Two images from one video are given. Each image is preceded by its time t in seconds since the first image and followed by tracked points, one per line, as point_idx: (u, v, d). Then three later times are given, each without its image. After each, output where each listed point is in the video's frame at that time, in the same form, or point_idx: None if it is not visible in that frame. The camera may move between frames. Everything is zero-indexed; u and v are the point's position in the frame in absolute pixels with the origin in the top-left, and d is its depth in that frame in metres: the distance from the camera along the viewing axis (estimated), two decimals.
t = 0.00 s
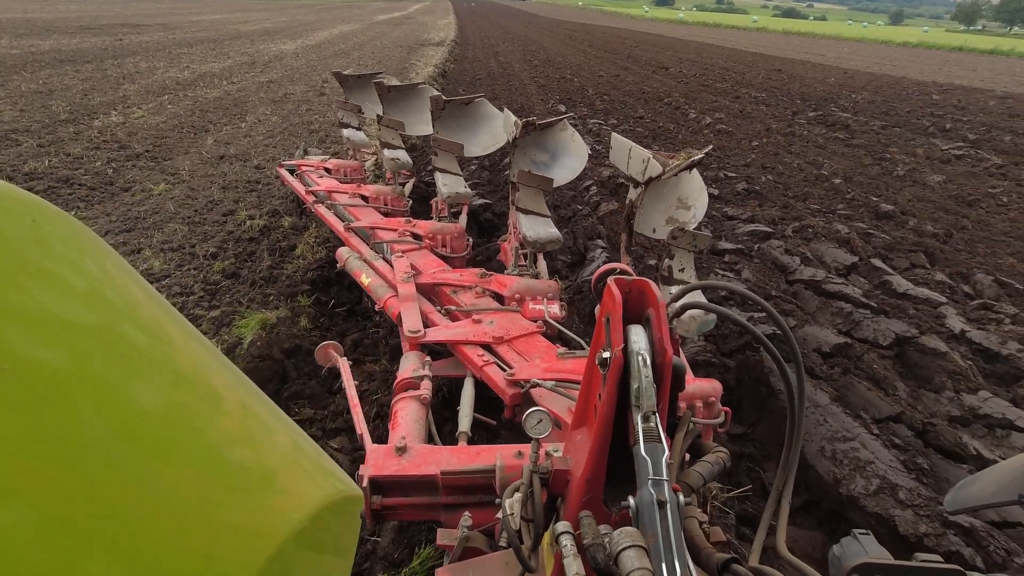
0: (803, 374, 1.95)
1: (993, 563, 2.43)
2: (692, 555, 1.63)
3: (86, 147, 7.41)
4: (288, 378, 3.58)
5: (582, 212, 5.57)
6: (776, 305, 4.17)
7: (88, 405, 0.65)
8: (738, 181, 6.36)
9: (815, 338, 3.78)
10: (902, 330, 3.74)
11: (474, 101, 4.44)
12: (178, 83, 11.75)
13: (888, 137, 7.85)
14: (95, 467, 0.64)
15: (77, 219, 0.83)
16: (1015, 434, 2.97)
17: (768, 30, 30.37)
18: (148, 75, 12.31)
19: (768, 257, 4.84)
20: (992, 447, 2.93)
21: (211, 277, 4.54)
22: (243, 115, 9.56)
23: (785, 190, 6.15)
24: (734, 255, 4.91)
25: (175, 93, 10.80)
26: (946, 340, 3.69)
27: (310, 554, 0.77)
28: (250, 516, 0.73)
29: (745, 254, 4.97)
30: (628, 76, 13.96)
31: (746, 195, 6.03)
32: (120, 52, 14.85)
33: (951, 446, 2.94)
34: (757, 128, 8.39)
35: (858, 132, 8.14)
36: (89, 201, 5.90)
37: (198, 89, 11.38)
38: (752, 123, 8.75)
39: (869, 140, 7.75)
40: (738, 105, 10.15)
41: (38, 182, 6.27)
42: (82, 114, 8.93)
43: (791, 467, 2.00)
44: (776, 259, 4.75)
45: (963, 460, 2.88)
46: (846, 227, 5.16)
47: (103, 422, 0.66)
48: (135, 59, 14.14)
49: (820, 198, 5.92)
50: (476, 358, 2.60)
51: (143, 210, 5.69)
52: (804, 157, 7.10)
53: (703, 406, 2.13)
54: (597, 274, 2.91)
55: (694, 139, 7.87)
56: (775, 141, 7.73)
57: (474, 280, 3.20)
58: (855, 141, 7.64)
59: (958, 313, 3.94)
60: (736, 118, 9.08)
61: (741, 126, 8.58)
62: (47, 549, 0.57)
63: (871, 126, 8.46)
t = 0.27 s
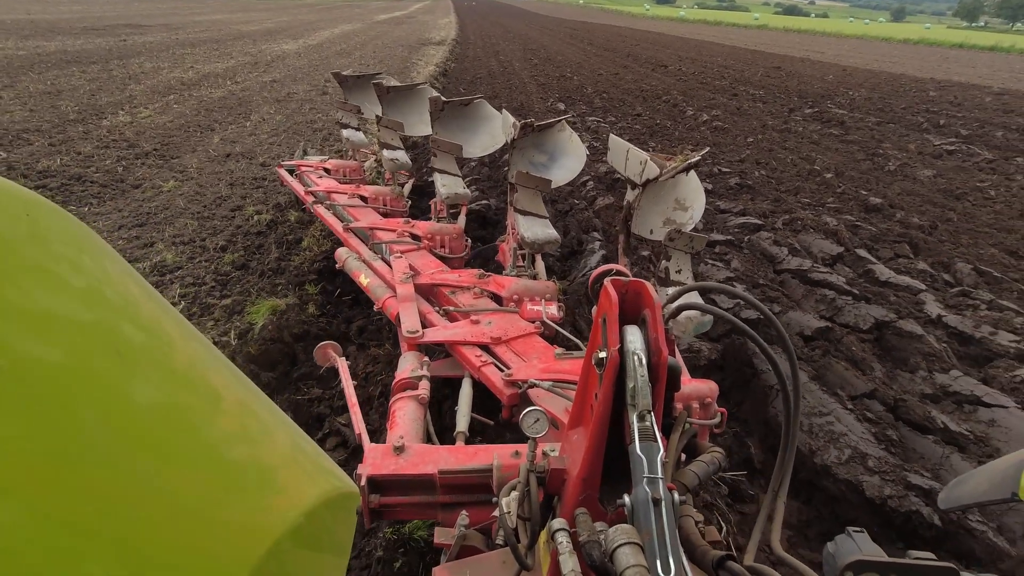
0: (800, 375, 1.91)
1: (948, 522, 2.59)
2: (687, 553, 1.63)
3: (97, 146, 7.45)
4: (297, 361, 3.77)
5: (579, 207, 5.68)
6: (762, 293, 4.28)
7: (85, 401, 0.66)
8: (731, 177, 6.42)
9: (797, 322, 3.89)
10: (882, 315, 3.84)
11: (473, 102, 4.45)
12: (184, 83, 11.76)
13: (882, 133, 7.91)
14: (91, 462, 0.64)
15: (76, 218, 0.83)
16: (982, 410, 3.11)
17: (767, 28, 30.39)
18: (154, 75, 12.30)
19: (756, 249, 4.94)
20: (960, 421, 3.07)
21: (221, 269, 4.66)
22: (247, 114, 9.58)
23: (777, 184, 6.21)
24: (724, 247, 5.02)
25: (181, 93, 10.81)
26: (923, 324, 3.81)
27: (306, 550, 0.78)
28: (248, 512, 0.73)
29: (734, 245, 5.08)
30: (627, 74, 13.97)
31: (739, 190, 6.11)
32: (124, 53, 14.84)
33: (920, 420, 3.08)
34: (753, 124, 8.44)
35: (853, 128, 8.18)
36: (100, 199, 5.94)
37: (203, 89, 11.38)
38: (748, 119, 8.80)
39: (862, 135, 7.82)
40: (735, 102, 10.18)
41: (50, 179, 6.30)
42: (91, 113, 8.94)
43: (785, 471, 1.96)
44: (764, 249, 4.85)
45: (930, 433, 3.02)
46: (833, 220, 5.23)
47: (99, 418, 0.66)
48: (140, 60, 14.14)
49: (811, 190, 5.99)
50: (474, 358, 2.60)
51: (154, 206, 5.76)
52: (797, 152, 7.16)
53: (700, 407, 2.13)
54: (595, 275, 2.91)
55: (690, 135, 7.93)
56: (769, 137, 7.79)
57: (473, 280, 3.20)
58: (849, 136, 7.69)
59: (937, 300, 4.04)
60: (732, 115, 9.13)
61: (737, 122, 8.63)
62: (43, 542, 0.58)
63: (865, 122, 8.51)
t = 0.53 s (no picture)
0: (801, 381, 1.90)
1: (913, 486, 2.71)
2: (685, 551, 1.63)
3: (112, 147, 7.54)
4: (308, 347, 3.99)
5: (577, 203, 5.79)
6: (753, 283, 4.36)
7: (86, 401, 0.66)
8: (727, 173, 6.44)
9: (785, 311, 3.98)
10: (865, 302, 3.94)
11: (478, 107, 4.46)
12: (193, 86, 11.81)
13: (879, 130, 7.94)
14: (94, 460, 0.65)
15: (79, 219, 0.84)
16: (955, 389, 3.23)
17: (770, 27, 30.33)
18: (165, 79, 12.35)
19: (749, 241, 4.99)
20: (933, 400, 3.19)
21: (236, 263, 4.81)
22: (257, 116, 9.64)
23: (772, 181, 6.21)
24: (718, 240, 5.05)
25: (191, 96, 10.85)
26: (904, 312, 3.91)
27: (301, 549, 0.79)
28: (246, 510, 0.74)
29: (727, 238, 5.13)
30: (629, 74, 13.96)
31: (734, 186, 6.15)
32: (134, 58, 14.90)
33: (894, 398, 3.19)
34: (752, 123, 8.49)
35: (851, 125, 8.21)
36: (117, 199, 6.01)
37: (213, 92, 11.44)
38: (747, 118, 8.83)
39: (859, 132, 7.85)
40: (735, 101, 10.18)
41: (69, 180, 6.36)
42: (104, 117, 8.99)
43: (787, 475, 1.95)
44: (756, 242, 4.91)
45: (903, 409, 3.15)
46: (825, 214, 5.25)
47: (101, 418, 0.67)
48: (151, 64, 14.21)
49: (806, 186, 6.03)
50: (476, 362, 2.61)
51: (169, 205, 5.83)
52: (794, 149, 7.19)
53: (699, 413, 2.14)
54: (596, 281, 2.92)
55: (689, 134, 7.96)
56: (767, 135, 7.83)
57: (475, 285, 3.22)
58: (846, 134, 7.72)
59: (920, 289, 4.14)
60: (732, 113, 9.18)
61: (735, 120, 8.67)
62: (45, 541, 0.59)
63: (863, 119, 8.53)
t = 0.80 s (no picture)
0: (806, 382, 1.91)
1: (890, 455, 2.84)
2: (693, 552, 1.63)
3: (130, 150, 7.72)
4: (323, 333, 4.09)
5: (581, 200, 5.99)
6: (747, 274, 4.53)
7: (88, 403, 0.65)
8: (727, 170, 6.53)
9: (776, 299, 4.15)
10: (855, 291, 4.07)
11: (485, 111, 4.46)
12: (205, 90, 11.95)
13: (880, 128, 8.01)
14: (94, 462, 0.64)
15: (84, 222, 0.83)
16: (937, 370, 3.35)
17: (775, 27, 30.35)
18: (177, 84, 12.50)
19: (746, 236, 5.14)
20: (916, 380, 3.31)
21: (253, 258, 5.03)
22: (268, 119, 9.75)
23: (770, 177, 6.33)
24: (716, 233, 5.25)
25: (203, 100, 10.98)
26: (893, 299, 4.03)
27: (302, 552, 0.79)
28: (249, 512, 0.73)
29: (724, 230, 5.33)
30: (634, 75, 13.99)
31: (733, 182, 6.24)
32: (147, 63, 15.06)
33: (878, 377, 3.33)
34: (754, 122, 8.57)
35: (852, 124, 8.29)
36: (137, 199, 6.26)
37: (224, 95, 11.58)
38: (749, 117, 8.90)
39: (860, 130, 7.92)
40: (738, 100, 10.23)
41: (89, 182, 6.58)
42: (120, 121, 9.13)
43: (792, 479, 1.96)
44: (752, 236, 5.06)
45: (886, 387, 3.27)
46: (821, 208, 5.39)
47: (103, 420, 0.66)
48: (163, 69, 14.39)
49: (806, 184, 6.11)
50: (484, 366, 2.63)
51: (187, 205, 6.06)
52: (794, 147, 7.30)
53: (705, 416, 2.14)
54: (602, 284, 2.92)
55: (691, 134, 8.07)
56: (768, 134, 7.92)
57: (482, 289, 3.23)
58: (847, 132, 7.80)
59: (909, 278, 4.26)
60: (733, 113, 9.27)
61: (738, 120, 8.76)
62: (44, 544, 0.58)
63: (865, 118, 8.58)
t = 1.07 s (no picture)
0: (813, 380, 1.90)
1: (868, 427, 3.00)
2: (700, 553, 1.63)
3: (143, 151, 7.87)
4: (335, 320, 4.24)
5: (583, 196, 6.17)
6: (741, 264, 4.69)
7: (90, 406, 0.65)
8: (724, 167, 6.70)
9: (768, 286, 4.30)
10: (843, 280, 4.21)
11: (490, 113, 4.47)
12: (213, 92, 12.05)
13: (877, 127, 8.13)
14: (95, 465, 0.64)
15: (85, 223, 0.82)
16: (919, 352, 3.49)
17: (778, 27, 30.41)
18: (186, 86, 12.61)
19: (742, 228, 5.29)
20: (899, 361, 3.45)
21: (266, 251, 5.20)
22: (276, 120, 9.86)
23: (766, 173, 6.51)
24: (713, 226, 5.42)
25: (212, 102, 11.08)
26: (880, 288, 4.19)
27: (303, 555, 0.79)
28: (251, 515, 0.74)
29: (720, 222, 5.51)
30: (636, 75, 14.00)
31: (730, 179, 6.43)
32: (155, 66, 15.18)
33: (862, 358, 3.48)
34: (754, 121, 8.66)
35: (849, 123, 8.42)
36: (152, 197, 6.47)
37: (232, 97, 11.70)
38: (749, 117, 9.00)
39: (857, 129, 8.07)
40: (739, 100, 10.29)
41: (106, 181, 6.77)
42: (133, 122, 9.23)
43: (799, 482, 1.96)
44: (747, 229, 5.21)
45: (869, 368, 3.42)
46: (815, 203, 5.55)
47: (107, 423, 0.66)
48: (172, 72, 14.51)
49: (800, 179, 6.30)
50: (490, 368, 2.63)
51: (201, 202, 6.27)
52: (793, 145, 7.46)
53: (712, 418, 2.13)
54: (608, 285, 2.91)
55: (691, 133, 8.23)
56: (767, 132, 8.07)
57: (488, 290, 3.23)
58: (845, 131, 7.93)
59: (897, 268, 4.41)
60: (734, 112, 9.36)
61: (738, 119, 8.88)
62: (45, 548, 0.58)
63: (864, 117, 8.68)
